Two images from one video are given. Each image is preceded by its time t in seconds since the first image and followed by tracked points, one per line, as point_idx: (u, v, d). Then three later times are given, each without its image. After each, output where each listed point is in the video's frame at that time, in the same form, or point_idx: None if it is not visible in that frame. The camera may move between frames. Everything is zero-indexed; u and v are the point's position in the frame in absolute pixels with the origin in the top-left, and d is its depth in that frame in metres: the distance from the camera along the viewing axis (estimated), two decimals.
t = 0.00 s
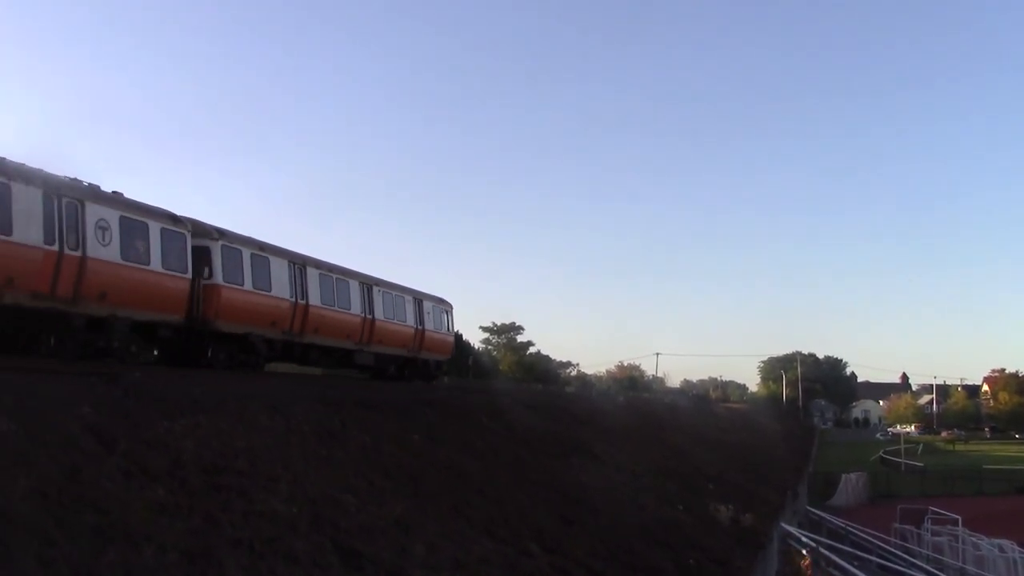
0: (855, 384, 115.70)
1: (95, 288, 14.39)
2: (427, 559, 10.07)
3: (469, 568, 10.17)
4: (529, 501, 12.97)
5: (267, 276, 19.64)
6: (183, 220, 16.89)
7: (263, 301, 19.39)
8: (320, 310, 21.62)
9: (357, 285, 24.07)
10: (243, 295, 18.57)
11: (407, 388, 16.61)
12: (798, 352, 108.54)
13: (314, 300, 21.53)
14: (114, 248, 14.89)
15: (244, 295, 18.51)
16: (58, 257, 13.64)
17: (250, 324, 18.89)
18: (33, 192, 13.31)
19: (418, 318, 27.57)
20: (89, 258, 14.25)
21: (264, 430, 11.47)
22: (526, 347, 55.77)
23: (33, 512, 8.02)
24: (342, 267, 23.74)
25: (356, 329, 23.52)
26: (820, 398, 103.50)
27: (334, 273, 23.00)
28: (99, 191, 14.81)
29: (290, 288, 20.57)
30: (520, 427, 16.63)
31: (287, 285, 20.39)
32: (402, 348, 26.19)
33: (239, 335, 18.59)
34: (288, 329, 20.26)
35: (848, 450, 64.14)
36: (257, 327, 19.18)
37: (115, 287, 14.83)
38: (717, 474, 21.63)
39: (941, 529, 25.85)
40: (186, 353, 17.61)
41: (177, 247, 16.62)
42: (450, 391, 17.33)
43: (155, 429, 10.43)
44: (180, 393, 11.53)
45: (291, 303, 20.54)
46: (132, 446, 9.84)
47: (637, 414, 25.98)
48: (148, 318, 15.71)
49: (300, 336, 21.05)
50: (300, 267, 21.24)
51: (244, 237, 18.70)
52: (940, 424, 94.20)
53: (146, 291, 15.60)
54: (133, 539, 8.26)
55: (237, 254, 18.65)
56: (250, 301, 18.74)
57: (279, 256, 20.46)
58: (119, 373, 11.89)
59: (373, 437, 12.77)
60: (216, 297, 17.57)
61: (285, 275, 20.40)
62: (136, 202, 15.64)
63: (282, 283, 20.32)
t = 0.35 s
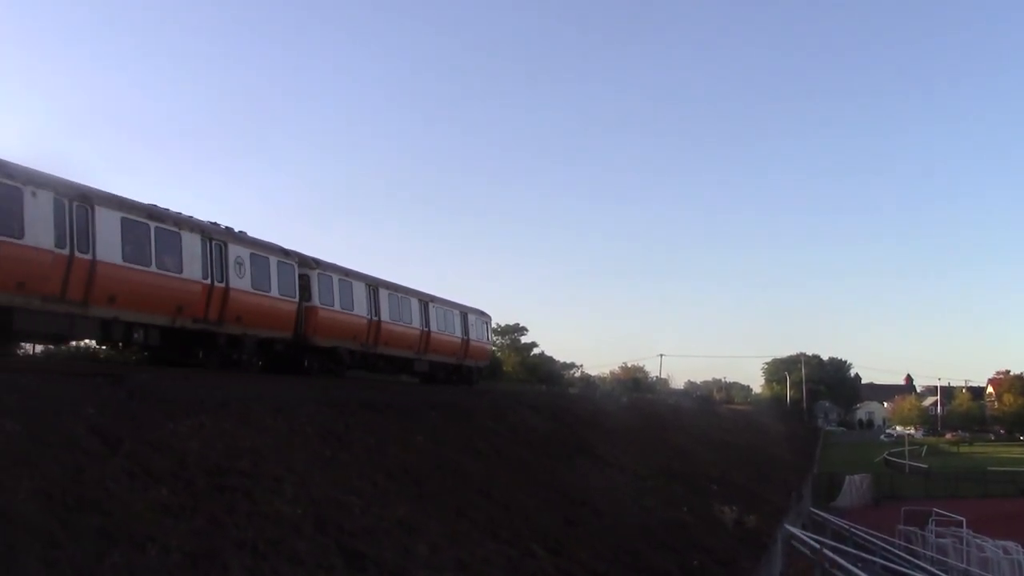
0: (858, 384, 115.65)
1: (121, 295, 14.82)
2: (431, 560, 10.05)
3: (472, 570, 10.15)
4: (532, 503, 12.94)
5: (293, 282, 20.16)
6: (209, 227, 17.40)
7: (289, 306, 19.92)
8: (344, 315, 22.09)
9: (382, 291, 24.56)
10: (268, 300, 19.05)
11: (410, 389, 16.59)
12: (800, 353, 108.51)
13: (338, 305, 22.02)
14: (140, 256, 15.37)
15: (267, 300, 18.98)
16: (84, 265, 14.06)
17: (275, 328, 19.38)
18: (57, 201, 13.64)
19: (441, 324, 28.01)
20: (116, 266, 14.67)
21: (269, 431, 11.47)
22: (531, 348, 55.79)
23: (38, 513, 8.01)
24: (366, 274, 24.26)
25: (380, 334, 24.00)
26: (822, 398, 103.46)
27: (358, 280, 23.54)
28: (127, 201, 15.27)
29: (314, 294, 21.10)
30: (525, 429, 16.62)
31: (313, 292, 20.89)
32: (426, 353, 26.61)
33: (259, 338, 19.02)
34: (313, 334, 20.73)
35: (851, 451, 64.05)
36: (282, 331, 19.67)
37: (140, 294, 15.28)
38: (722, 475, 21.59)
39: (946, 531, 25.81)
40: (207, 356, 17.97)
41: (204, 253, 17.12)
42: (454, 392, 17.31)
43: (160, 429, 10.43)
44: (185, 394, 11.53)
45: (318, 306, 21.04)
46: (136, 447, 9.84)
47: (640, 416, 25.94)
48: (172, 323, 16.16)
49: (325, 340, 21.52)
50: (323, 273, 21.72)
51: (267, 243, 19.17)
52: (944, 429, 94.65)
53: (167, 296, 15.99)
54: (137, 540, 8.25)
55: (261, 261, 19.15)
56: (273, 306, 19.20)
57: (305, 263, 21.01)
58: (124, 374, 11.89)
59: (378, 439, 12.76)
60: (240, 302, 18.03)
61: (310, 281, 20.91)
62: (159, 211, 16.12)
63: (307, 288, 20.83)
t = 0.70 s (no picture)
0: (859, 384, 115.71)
1: (131, 296, 14.94)
2: (432, 560, 10.05)
3: (473, 570, 10.15)
4: (533, 503, 12.94)
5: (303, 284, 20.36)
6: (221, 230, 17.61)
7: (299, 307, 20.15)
8: (353, 317, 22.30)
9: (389, 293, 24.79)
10: (278, 301, 19.22)
11: (411, 388, 16.58)
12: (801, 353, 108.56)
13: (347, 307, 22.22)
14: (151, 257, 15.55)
15: (277, 301, 19.16)
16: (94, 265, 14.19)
17: (284, 329, 19.55)
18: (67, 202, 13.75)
19: (446, 325, 28.26)
20: (128, 266, 14.83)
21: (271, 431, 11.47)
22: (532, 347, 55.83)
23: (39, 512, 8.00)
24: (372, 276, 24.45)
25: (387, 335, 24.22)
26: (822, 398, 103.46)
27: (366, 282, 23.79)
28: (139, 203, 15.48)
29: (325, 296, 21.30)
30: (525, 429, 16.62)
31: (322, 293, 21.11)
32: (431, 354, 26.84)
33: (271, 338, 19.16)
34: (322, 335, 20.91)
35: (851, 451, 64.00)
36: (292, 331, 19.84)
37: (147, 296, 15.39)
38: (723, 476, 21.59)
39: (946, 531, 25.82)
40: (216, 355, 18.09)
41: (215, 255, 17.31)
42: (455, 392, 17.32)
43: (161, 428, 10.43)
44: (186, 394, 11.53)
45: (325, 308, 21.25)
46: (137, 447, 9.83)
47: (641, 416, 25.94)
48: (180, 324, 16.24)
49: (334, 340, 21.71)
50: (333, 275, 21.92)
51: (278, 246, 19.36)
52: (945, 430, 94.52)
53: (216, 305, 17.21)
54: (138, 540, 8.24)
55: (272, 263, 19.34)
56: (282, 308, 19.37)
57: (315, 265, 21.24)
58: (126, 373, 11.89)
59: (379, 439, 12.76)
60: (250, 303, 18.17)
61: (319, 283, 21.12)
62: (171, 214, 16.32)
63: (316, 290, 21.03)
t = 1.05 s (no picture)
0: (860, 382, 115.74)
1: (150, 302, 14.97)
2: (434, 560, 10.04)
3: (476, 570, 10.14)
4: (536, 503, 12.93)
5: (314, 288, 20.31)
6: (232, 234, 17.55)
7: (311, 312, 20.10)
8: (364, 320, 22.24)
9: (411, 299, 25.64)
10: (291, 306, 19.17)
11: (413, 389, 16.58)
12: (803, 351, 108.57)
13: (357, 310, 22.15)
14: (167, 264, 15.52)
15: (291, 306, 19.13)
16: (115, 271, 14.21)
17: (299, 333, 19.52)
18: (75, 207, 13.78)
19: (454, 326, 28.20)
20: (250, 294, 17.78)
21: (273, 432, 11.45)
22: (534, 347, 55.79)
23: (41, 515, 8.00)
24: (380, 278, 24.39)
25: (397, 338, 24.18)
26: (824, 397, 103.41)
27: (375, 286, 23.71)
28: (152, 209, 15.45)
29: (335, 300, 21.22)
30: (527, 429, 16.60)
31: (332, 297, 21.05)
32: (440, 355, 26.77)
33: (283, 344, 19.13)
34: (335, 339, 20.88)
35: (854, 449, 63.97)
36: (303, 335, 19.78)
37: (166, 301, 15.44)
38: (725, 475, 21.56)
39: (949, 529, 25.81)
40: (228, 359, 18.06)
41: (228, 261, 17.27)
42: (455, 392, 17.30)
43: (162, 430, 10.43)
44: (188, 395, 11.53)
45: (354, 314, 22.05)
46: (139, 449, 9.82)
47: (643, 415, 25.91)
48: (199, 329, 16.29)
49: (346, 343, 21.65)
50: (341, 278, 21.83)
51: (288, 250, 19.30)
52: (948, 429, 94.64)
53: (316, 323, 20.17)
54: (141, 541, 8.24)
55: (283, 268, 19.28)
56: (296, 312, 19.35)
57: (324, 269, 21.17)
58: (127, 375, 11.88)
59: (380, 439, 12.75)
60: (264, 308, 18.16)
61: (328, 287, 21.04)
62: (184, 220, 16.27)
63: (326, 295, 20.99)
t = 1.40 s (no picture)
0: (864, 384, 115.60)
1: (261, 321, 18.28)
2: (438, 562, 10.03)
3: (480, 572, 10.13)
4: (539, 505, 12.90)
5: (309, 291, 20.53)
6: (224, 233, 17.63)
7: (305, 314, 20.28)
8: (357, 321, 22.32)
9: (453, 313, 28.71)
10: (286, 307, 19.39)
11: (416, 391, 16.57)
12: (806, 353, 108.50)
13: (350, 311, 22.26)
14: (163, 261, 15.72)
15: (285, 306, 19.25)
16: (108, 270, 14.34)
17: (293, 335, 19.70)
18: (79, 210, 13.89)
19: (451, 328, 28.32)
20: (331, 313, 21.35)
21: (277, 434, 11.46)
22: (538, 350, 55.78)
23: (46, 518, 8.01)
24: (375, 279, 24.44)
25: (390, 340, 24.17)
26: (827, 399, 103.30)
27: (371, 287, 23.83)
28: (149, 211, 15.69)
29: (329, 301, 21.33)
30: (530, 431, 16.60)
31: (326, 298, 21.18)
32: (429, 357, 26.52)
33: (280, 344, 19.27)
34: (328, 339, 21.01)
35: (857, 452, 63.89)
36: (373, 348, 23.48)
37: (160, 300, 15.54)
38: (729, 477, 21.53)
39: (954, 531, 25.78)
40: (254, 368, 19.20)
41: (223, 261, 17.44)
42: (458, 394, 17.28)
43: (167, 433, 10.44)
44: (192, 397, 11.55)
45: (408, 327, 25.18)
46: (143, 451, 9.83)
47: (646, 417, 25.88)
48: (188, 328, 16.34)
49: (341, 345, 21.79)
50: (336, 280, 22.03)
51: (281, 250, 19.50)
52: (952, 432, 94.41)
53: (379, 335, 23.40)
54: (145, 544, 8.24)
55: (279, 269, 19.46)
56: (288, 313, 19.42)
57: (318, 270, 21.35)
58: (130, 378, 11.89)
59: (384, 440, 12.76)
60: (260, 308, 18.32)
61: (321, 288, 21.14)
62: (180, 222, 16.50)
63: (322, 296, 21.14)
